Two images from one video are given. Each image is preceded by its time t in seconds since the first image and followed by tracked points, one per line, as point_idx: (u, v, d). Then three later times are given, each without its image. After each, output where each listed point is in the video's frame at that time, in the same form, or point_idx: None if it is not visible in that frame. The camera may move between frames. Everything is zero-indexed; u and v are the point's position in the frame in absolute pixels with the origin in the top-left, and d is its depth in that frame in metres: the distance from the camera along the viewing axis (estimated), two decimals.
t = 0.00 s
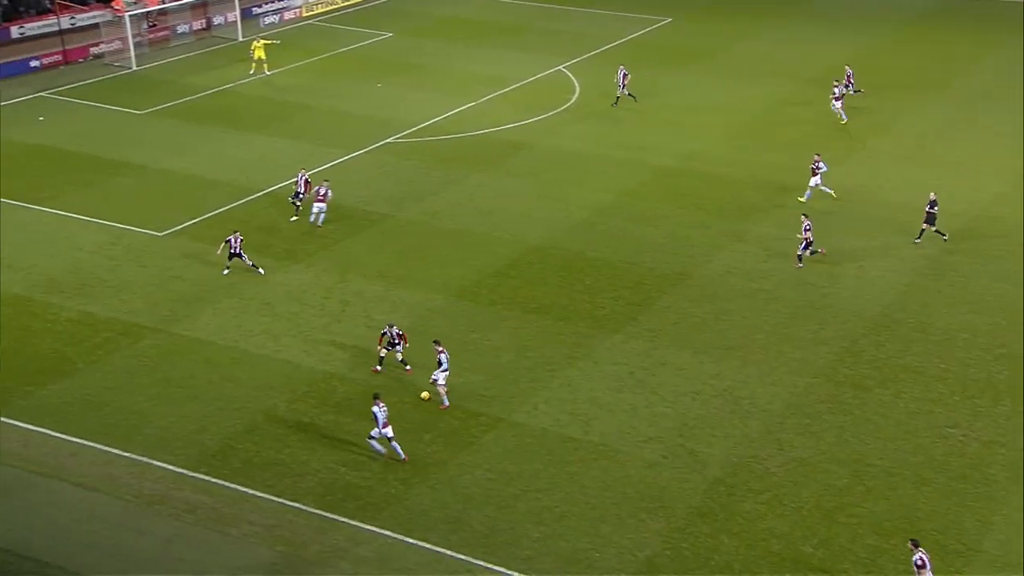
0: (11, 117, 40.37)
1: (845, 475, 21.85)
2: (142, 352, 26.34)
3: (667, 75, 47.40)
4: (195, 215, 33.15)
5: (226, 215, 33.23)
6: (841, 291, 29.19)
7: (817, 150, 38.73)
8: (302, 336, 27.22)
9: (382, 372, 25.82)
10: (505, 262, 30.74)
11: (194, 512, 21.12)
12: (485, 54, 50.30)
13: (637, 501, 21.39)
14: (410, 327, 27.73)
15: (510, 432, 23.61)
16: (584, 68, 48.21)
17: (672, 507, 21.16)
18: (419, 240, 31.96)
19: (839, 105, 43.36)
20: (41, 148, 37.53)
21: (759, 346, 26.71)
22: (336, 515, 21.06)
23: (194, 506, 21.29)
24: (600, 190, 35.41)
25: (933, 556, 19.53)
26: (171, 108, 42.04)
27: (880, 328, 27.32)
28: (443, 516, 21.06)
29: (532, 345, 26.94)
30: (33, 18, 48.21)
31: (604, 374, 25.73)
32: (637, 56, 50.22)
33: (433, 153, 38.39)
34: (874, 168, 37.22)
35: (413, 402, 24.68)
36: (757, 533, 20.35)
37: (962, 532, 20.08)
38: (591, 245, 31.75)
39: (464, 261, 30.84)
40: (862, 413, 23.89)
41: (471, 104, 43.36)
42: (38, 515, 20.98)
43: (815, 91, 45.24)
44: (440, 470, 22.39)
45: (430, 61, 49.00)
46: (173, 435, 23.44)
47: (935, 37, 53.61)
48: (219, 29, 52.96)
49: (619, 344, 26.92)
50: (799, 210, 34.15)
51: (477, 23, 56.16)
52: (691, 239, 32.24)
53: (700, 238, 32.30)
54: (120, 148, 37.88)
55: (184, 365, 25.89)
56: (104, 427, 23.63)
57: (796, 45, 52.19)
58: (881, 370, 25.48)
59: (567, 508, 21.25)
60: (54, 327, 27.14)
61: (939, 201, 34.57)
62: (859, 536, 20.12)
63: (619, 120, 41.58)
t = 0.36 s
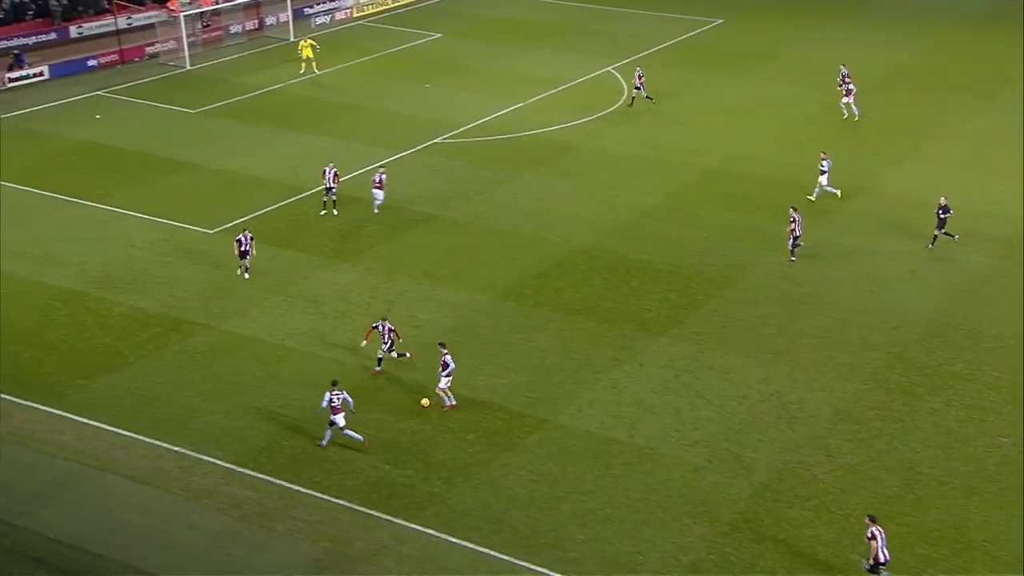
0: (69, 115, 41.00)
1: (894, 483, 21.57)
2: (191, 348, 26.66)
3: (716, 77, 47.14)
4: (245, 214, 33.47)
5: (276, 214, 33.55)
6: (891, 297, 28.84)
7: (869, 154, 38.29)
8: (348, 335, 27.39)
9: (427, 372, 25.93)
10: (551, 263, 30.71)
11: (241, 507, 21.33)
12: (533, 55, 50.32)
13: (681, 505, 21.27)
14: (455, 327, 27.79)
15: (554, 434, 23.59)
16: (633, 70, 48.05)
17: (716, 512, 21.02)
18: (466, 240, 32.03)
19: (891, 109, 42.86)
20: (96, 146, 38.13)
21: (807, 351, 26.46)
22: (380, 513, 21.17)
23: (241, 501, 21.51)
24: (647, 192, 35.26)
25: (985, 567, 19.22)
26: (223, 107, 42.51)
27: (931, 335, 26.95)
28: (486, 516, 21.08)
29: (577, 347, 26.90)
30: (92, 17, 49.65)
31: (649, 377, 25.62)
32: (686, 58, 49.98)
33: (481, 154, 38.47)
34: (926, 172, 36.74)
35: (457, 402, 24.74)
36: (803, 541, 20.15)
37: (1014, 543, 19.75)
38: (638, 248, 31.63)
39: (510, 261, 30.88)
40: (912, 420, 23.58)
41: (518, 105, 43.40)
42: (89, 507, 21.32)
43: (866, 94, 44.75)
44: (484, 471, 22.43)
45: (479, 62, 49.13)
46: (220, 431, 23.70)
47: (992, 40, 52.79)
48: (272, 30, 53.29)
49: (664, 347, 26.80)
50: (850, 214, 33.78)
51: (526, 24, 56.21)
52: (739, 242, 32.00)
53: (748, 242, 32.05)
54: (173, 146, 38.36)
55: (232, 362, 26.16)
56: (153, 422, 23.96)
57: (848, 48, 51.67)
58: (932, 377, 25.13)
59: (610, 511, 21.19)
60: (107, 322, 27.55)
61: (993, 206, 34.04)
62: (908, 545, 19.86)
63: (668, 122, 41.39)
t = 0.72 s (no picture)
0: (115, 116, 41.52)
1: (935, 493, 21.32)
2: (231, 347, 26.89)
3: (759, 80, 46.87)
4: (286, 215, 33.72)
5: (316, 215, 33.76)
6: (935, 304, 28.51)
7: (913, 159, 37.90)
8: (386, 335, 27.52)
9: (464, 373, 25.98)
10: (590, 266, 30.66)
11: (279, 505, 21.48)
12: (576, 58, 50.29)
13: (718, 510, 21.15)
14: (492, 329, 27.84)
15: (590, 437, 23.55)
16: (675, 72, 47.91)
17: (754, 518, 20.88)
18: (504, 243, 32.07)
19: (937, 113, 42.38)
20: (140, 146, 38.57)
21: (848, 358, 26.22)
22: (417, 514, 21.23)
23: (279, 500, 21.66)
24: (687, 196, 35.11)
25: None
26: (265, 108, 42.85)
27: (975, 343, 26.61)
28: (522, 519, 21.07)
29: (615, 350, 26.84)
30: (138, 19, 50.59)
31: (687, 381, 25.50)
32: (728, 61, 49.75)
33: (521, 156, 38.50)
34: (972, 178, 36.30)
35: (494, 404, 24.77)
36: (842, 549, 19.95)
37: None
38: (677, 251, 31.51)
39: (548, 264, 30.87)
40: (954, 429, 23.29)
41: (558, 107, 43.40)
42: (130, 503, 21.56)
43: (912, 98, 44.28)
44: (520, 473, 22.42)
45: (520, 64, 49.18)
46: (259, 430, 23.88)
47: None
48: (314, 32, 53.63)
49: (702, 351, 26.67)
50: (893, 220, 33.44)
51: (569, 26, 56.17)
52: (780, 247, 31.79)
53: (789, 247, 31.83)
54: (215, 147, 38.71)
55: (271, 361, 26.36)
56: (194, 419, 24.19)
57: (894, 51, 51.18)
58: (975, 386, 24.81)
59: (646, 515, 21.11)
60: (149, 320, 27.86)
61: None
62: (950, 556, 19.61)
63: (709, 125, 41.21)
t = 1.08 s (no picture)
0: (155, 117, 41.90)
1: (973, 502, 21.10)
2: (266, 347, 27.07)
3: (796, 83, 46.58)
4: (321, 215, 33.89)
5: (352, 216, 33.90)
6: (973, 311, 28.21)
7: (952, 163, 37.52)
8: (419, 336, 27.60)
9: (497, 375, 26.01)
10: (623, 269, 30.59)
11: (311, 504, 21.60)
12: (612, 60, 50.22)
13: (751, 516, 21.03)
14: (525, 331, 27.85)
15: (622, 441, 23.50)
16: (711, 75, 47.73)
17: (788, 524, 20.75)
18: (538, 245, 32.07)
19: (977, 117, 41.92)
20: (178, 147, 38.92)
21: (884, 364, 26.00)
22: (448, 515, 21.27)
23: (312, 499, 21.78)
24: (722, 199, 34.96)
25: None
26: (302, 109, 43.09)
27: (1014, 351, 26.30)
28: (553, 521, 21.06)
29: (648, 353, 26.78)
30: (178, 20, 51.07)
31: (721, 385, 25.39)
32: (766, 64, 49.49)
33: (556, 158, 38.49)
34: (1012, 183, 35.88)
35: (526, 406, 24.78)
36: (877, 557, 19.78)
37: None
38: (711, 255, 31.38)
39: (581, 266, 30.84)
40: (993, 437, 23.04)
41: (594, 109, 43.35)
42: (165, 500, 21.77)
43: (953, 101, 43.84)
44: (552, 476, 22.41)
45: (556, 66, 49.17)
46: (293, 429, 24.02)
47: None
48: (351, 33, 53.81)
49: (736, 356, 26.54)
50: (931, 225, 33.13)
51: (606, 28, 56.09)
52: (816, 251, 31.57)
53: (825, 251, 31.62)
54: (252, 148, 38.97)
55: (305, 361, 26.51)
56: (229, 418, 24.38)
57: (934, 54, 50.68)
58: (1014, 394, 24.53)
59: (679, 519, 21.03)
60: (185, 319, 28.11)
61: None
62: (987, 566, 19.39)
63: (745, 128, 41.02)
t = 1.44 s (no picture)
0: (182, 123, 42.16)
1: (1001, 514, 20.89)
2: (291, 352, 27.19)
3: (822, 91, 46.38)
4: (345, 221, 34.02)
5: (376, 222, 34.00)
6: (1001, 322, 27.96)
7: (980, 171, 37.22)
8: (442, 343, 27.64)
9: (520, 382, 26.02)
10: (647, 277, 30.53)
11: (334, 510, 21.65)
12: (637, 68, 50.16)
13: (775, 525, 20.92)
14: (548, 338, 27.85)
15: (646, 449, 23.45)
16: (737, 83, 47.61)
17: (812, 535, 20.61)
18: (562, 252, 32.05)
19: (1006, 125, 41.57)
20: (204, 152, 39.19)
21: (910, 374, 25.81)
22: (470, 521, 21.28)
23: (334, 504, 21.83)
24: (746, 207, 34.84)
25: None
26: (327, 116, 43.31)
27: None
28: (576, 529, 21.02)
29: (671, 362, 26.71)
30: (207, 28, 51.54)
31: (745, 394, 25.29)
32: (791, 72, 49.30)
33: (580, 165, 38.47)
34: None
35: (549, 414, 24.77)
36: (902, 569, 19.62)
37: None
38: (735, 263, 31.26)
39: (605, 273, 30.81)
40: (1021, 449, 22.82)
41: (618, 117, 43.31)
42: (189, 503, 21.90)
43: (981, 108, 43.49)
44: (574, 484, 22.38)
45: (581, 74, 49.15)
46: (317, 434, 24.11)
47: None
48: (377, 41, 54.22)
49: (760, 365, 26.43)
50: (959, 234, 32.87)
51: (631, 36, 56.05)
52: (841, 260, 31.41)
53: (850, 260, 31.45)
54: (278, 154, 39.20)
55: (329, 366, 26.60)
56: (253, 422, 24.49)
57: (962, 61, 50.30)
58: None
59: (702, 528, 20.94)
60: (210, 324, 28.26)
61: None
62: None
63: (770, 136, 40.87)
